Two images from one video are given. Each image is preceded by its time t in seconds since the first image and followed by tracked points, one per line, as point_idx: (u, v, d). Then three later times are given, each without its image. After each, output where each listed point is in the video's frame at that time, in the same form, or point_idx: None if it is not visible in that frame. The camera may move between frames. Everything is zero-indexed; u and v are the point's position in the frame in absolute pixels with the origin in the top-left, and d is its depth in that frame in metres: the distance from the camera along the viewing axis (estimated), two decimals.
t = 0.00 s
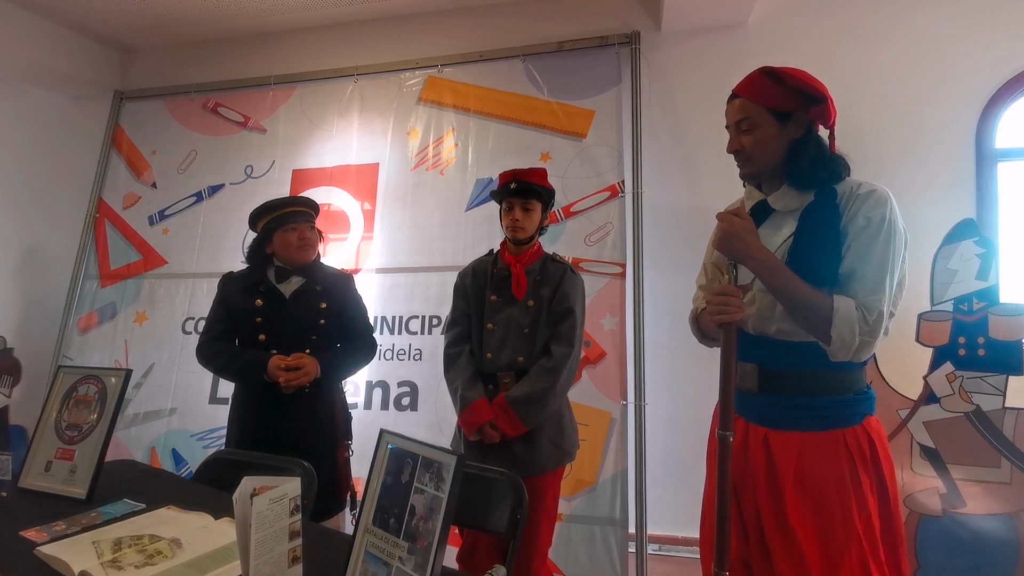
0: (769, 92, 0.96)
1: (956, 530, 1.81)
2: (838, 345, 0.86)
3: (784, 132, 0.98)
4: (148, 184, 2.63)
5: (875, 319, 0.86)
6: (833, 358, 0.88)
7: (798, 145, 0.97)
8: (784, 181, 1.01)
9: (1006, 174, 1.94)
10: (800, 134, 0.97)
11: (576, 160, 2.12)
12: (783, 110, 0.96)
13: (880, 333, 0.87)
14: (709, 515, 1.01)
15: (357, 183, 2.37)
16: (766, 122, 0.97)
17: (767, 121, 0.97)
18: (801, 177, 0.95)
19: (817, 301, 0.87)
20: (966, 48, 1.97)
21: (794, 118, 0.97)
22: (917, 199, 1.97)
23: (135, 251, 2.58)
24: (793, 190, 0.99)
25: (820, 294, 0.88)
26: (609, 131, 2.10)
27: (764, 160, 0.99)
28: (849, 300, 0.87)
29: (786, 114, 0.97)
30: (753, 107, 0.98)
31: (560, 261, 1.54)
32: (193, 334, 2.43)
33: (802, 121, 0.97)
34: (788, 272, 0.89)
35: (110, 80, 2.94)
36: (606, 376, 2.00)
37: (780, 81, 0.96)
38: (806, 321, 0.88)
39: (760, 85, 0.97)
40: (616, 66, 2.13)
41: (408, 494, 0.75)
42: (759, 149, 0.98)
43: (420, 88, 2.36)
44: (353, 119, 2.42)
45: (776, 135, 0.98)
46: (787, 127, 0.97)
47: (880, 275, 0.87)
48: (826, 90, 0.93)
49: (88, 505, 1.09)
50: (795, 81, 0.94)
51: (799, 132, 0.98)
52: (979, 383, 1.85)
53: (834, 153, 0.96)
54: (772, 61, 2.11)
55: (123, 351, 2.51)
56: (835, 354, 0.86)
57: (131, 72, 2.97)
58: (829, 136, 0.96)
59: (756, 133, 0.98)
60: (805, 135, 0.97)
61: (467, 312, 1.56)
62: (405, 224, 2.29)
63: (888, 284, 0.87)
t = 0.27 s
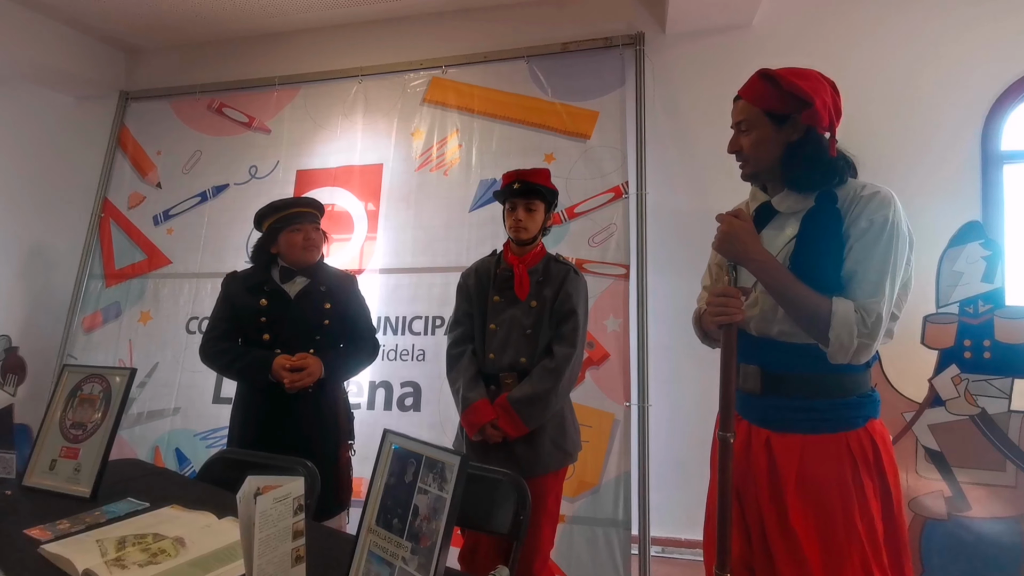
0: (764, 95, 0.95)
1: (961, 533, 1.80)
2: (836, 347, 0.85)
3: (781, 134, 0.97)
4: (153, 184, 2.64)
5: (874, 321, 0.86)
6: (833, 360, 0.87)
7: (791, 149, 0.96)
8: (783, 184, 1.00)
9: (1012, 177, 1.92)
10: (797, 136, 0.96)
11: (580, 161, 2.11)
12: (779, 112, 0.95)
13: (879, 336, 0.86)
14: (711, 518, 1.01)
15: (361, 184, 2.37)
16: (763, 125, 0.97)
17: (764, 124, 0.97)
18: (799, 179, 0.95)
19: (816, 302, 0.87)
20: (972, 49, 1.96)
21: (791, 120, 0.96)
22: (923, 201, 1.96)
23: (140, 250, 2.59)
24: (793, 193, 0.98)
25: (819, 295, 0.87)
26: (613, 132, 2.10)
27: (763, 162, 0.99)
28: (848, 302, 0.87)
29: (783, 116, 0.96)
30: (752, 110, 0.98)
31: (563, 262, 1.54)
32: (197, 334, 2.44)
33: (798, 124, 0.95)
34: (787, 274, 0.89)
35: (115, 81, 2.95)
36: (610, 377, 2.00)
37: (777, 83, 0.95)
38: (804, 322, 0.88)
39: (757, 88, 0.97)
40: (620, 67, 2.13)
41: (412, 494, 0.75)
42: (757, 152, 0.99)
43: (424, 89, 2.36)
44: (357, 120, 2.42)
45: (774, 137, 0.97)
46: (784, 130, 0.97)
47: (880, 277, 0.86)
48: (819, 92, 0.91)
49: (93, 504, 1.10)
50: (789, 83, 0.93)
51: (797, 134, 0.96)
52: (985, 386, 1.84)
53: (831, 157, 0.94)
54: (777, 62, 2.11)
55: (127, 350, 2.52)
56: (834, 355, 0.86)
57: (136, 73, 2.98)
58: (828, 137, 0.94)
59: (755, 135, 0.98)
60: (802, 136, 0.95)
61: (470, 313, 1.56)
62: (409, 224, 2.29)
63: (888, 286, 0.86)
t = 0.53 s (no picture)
0: (772, 95, 0.95)
1: (969, 538, 1.79)
2: (842, 348, 0.84)
3: (788, 135, 0.96)
4: (160, 184, 2.65)
5: (881, 322, 0.85)
6: (838, 362, 0.87)
7: (802, 150, 0.95)
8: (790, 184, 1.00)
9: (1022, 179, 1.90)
10: (805, 136, 0.95)
11: (586, 162, 2.11)
12: (787, 112, 0.95)
13: (885, 339, 0.85)
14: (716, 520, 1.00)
15: (367, 184, 2.37)
16: (770, 125, 0.97)
17: (771, 124, 0.97)
18: (807, 179, 0.94)
19: (822, 304, 0.86)
20: (981, 50, 1.95)
21: (799, 121, 0.95)
22: (931, 202, 1.95)
23: (147, 250, 2.60)
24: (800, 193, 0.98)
25: (824, 296, 0.87)
26: (619, 133, 2.10)
27: (770, 162, 0.99)
28: (854, 303, 0.86)
29: (791, 116, 0.95)
30: (759, 110, 0.98)
31: (568, 262, 1.54)
32: (203, 333, 2.45)
33: (807, 124, 0.94)
34: (793, 275, 0.88)
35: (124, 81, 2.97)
36: (615, 378, 1.99)
37: (786, 83, 0.94)
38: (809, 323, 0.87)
39: (766, 88, 0.96)
40: (627, 68, 2.13)
41: (417, 494, 0.75)
42: (764, 153, 0.98)
43: (430, 89, 2.37)
44: (363, 121, 2.43)
45: (782, 138, 0.97)
46: (792, 130, 0.96)
47: (887, 278, 0.86)
48: (828, 92, 0.90)
49: (99, 502, 1.10)
50: (797, 84, 0.92)
51: (804, 135, 0.95)
52: (994, 390, 1.82)
53: (840, 158, 0.93)
54: (784, 63, 2.10)
55: (134, 349, 2.53)
56: (839, 358, 0.85)
57: (144, 73, 2.99)
58: (837, 138, 0.93)
59: (762, 136, 0.98)
60: (810, 137, 0.94)
61: (475, 314, 1.56)
62: (414, 225, 2.29)
63: (895, 287, 0.85)
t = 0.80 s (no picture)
0: (786, 95, 0.94)
1: (978, 542, 1.77)
2: (853, 351, 0.84)
3: (802, 135, 0.96)
4: (169, 184, 2.67)
5: (892, 324, 0.84)
6: (849, 365, 0.86)
7: (817, 150, 0.95)
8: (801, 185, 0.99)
9: None
10: (818, 137, 0.95)
11: (593, 163, 2.11)
12: (801, 113, 0.95)
13: (896, 342, 0.85)
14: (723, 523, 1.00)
15: (374, 185, 2.38)
16: (784, 125, 0.96)
17: (784, 125, 0.96)
18: (819, 180, 0.94)
19: (832, 306, 0.85)
20: (993, 50, 1.93)
21: (812, 121, 0.95)
22: (941, 204, 1.93)
23: (155, 250, 2.61)
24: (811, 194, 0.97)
25: (835, 298, 0.86)
26: (626, 134, 2.10)
27: (783, 163, 0.98)
28: (865, 305, 0.85)
29: (804, 116, 0.95)
30: (771, 110, 0.97)
31: (575, 263, 1.53)
32: (211, 333, 2.46)
33: (820, 125, 0.95)
34: (803, 277, 0.88)
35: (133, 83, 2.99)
36: (621, 380, 1.99)
37: (799, 84, 0.94)
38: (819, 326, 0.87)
39: (779, 89, 0.96)
40: (634, 68, 2.13)
41: (423, 495, 0.74)
42: (778, 153, 0.97)
43: (437, 90, 2.37)
44: (370, 122, 2.43)
45: (795, 138, 0.96)
46: (805, 131, 0.96)
47: (898, 280, 0.85)
48: (844, 92, 0.91)
49: (107, 500, 1.11)
50: (812, 84, 0.92)
51: (817, 136, 0.95)
52: (1005, 393, 1.81)
53: (854, 159, 0.93)
54: (792, 63, 2.09)
55: (142, 349, 2.55)
56: (850, 360, 0.84)
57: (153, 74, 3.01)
58: (850, 139, 0.94)
59: (775, 136, 0.97)
60: (824, 137, 0.94)
61: (482, 314, 1.56)
62: (421, 226, 2.29)
63: (906, 289, 0.85)
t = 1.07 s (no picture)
0: (799, 96, 0.94)
1: (989, 546, 1.75)
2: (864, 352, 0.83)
3: (814, 136, 0.96)
4: (177, 185, 2.68)
5: (904, 325, 0.84)
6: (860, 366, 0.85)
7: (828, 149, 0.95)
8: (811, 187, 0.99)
9: None
10: (830, 138, 0.95)
11: (599, 163, 2.11)
12: (814, 113, 0.94)
13: (908, 342, 0.84)
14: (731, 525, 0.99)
15: (380, 186, 2.38)
16: (797, 126, 0.95)
17: (797, 125, 0.96)
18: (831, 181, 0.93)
19: (843, 307, 0.85)
20: (1004, 50, 1.91)
21: (825, 122, 0.95)
22: (951, 205, 1.91)
23: (163, 250, 2.63)
24: (820, 195, 0.97)
25: (845, 299, 0.86)
26: (632, 134, 2.09)
27: (796, 164, 0.97)
28: (876, 306, 0.85)
29: (817, 117, 0.95)
30: (783, 111, 0.96)
31: (581, 264, 1.53)
32: (218, 333, 2.47)
33: (833, 125, 0.95)
34: (813, 278, 0.87)
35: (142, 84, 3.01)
36: (628, 381, 1.98)
37: (811, 85, 0.94)
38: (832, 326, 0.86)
39: (791, 89, 0.96)
40: (641, 69, 2.12)
41: (430, 496, 0.74)
42: (791, 154, 0.97)
43: (444, 91, 2.37)
44: (376, 123, 2.44)
45: (808, 139, 0.96)
46: (817, 132, 0.95)
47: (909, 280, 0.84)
48: (858, 93, 0.91)
49: (116, 499, 1.11)
50: (826, 84, 0.92)
51: (830, 136, 0.95)
52: (1015, 396, 1.79)
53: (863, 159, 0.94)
54: (800, 64, 2.08)
55: (150, 349, 2.56)
56: (861, 361, 0.84)
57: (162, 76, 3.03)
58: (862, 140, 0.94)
59: (788, 137, 0.96)
60: (838, 138, 0.94)
61: (489, 316, 1.56)
62: (427, 226, 2.30)
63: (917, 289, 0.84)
